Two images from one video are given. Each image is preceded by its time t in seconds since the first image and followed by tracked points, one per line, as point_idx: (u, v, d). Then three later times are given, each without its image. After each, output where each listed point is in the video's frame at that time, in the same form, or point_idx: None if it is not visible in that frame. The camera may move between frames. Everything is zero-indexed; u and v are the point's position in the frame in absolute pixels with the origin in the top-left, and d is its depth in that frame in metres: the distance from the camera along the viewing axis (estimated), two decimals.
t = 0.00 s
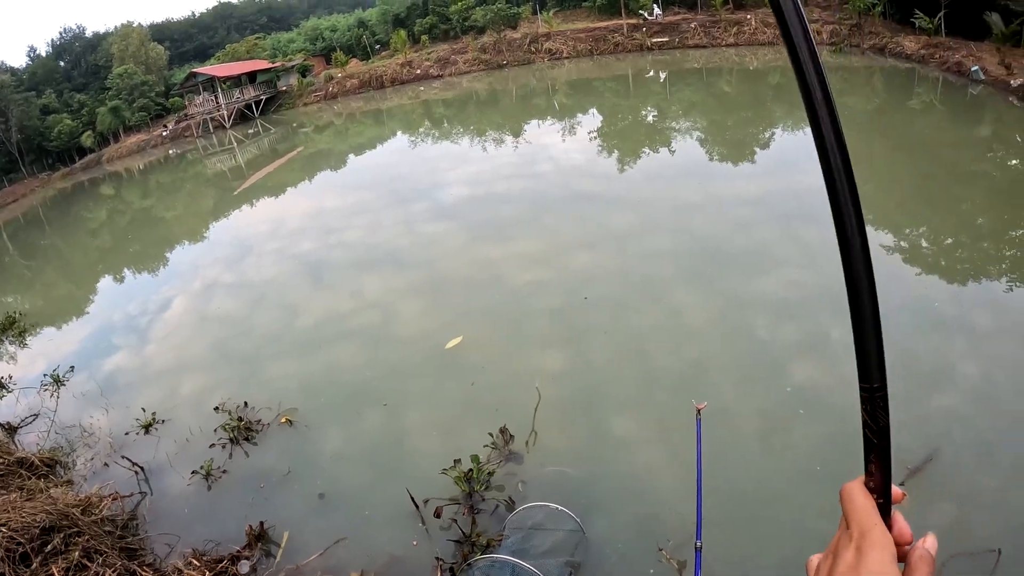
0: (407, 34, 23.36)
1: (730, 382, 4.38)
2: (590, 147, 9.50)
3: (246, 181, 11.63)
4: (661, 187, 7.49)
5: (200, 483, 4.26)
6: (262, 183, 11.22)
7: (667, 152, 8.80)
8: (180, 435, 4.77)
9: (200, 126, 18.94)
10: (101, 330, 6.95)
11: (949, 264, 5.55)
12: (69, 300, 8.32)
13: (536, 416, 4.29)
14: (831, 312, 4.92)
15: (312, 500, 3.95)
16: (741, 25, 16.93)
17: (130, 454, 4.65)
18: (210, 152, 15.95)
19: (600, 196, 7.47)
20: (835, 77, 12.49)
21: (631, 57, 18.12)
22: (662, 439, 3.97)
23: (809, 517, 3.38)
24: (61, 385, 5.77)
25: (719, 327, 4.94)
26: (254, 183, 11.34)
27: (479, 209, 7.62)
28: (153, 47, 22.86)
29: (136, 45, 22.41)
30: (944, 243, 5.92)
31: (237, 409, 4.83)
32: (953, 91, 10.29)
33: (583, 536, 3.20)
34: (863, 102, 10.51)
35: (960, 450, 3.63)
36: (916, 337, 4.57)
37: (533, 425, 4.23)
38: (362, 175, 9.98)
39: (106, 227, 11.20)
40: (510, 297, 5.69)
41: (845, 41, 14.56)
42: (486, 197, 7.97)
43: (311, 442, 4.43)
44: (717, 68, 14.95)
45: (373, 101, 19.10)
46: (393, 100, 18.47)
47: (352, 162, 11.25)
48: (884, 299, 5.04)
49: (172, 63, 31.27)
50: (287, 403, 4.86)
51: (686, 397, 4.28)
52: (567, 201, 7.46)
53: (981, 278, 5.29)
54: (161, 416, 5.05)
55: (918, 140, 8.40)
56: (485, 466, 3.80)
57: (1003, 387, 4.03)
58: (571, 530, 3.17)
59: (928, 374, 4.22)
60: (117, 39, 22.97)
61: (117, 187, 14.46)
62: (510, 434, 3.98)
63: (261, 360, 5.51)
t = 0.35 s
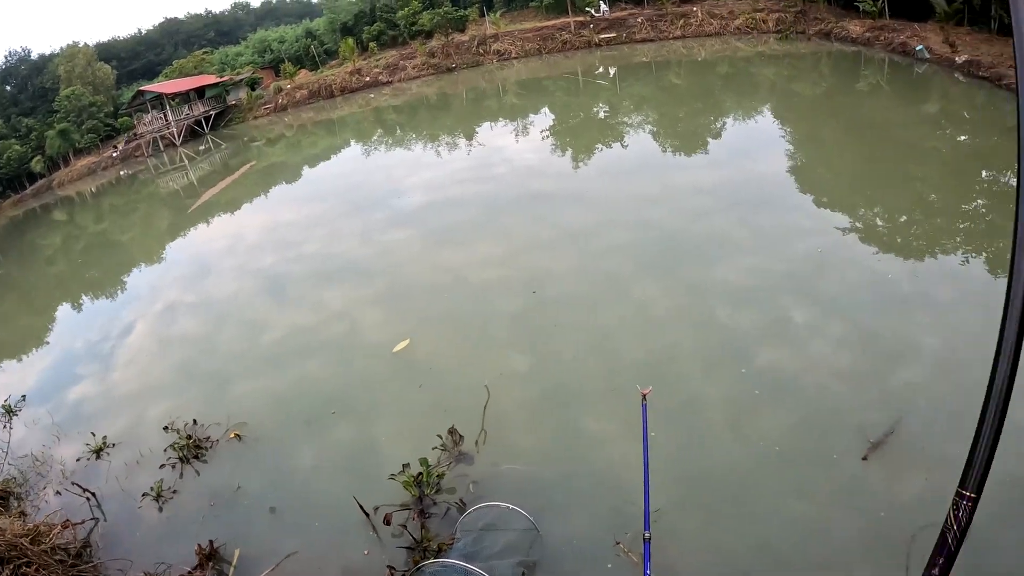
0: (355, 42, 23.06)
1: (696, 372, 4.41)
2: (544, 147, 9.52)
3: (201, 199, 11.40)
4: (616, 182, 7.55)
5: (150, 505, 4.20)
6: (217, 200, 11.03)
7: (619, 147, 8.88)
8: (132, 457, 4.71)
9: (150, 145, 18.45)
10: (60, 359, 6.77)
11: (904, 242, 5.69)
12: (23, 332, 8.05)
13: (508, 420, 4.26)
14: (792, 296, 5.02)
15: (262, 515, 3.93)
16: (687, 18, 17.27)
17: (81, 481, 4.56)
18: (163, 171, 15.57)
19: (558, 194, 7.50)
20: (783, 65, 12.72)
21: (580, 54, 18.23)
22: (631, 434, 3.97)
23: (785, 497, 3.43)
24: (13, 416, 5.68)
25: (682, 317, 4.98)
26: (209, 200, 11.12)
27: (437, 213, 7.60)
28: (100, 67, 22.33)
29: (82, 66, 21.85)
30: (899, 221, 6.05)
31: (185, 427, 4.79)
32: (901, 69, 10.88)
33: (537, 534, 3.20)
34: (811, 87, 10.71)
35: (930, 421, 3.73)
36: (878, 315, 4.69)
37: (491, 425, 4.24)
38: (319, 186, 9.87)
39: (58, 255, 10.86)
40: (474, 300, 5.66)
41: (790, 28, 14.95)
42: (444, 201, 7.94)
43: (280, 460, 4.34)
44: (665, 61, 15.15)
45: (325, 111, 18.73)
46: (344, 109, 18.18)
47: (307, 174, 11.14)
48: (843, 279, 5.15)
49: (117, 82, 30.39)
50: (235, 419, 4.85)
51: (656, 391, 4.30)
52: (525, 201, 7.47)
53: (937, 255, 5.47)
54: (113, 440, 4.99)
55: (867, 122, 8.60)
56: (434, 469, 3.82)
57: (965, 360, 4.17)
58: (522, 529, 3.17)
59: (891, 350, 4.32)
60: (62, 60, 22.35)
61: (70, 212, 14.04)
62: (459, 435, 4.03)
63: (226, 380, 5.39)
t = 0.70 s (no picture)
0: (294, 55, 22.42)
1: (657, 362, 4.49)
2: (490, 150, 9.53)
3: (149, 223, 11.11)
4: (563, 181, 7.63)
5: (103, 534, 4.14)
6: (166, 224, 10.79)
7: (564, 146, 8.99)
8: (83, 487, 4.64)
9: (92, 170, 16.91)
10: (15, 396, 6.54)
11: (851, 221, 5.87)
12: None
13: (477, 423, 4.27)
14: (747, 281, 5.15)
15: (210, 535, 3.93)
16: (624, 15, 17.79)
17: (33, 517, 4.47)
18: (106, 196, 15.03)
19: (508, 196, 7.54)
20: (722, 55, 13.02)
21: (521, 55, 18.37)
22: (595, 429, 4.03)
23: (755, 477, 3.52)
24: None
25: (638, 309, 5.07)
26: (156, 224, 10.84)
27: (389, 223, 7.59)
28: (41, 94, 21.90)
29: (18, 93, 21.10)
30: (844, 201, 6.23)
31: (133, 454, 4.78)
32: (838, 53, 11.39)
33: (480, 534, 3.24)
34: (749, 77, 10.94)
35: (890, 393, 3.92)
36: (831, 294, 4.86)
37: (458, 431, 4.24)
38: (268, 203, 9.73)
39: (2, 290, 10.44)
40: (432, 308, 5.65)
41: (727, 20, 15.73)
42: (394, 210, 7.93)
43: (248, 481, 4.27)
44: (605, 58, 15.39)
45: (267, 127, 17.71)
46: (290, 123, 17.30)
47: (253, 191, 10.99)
48: (795, 262, 5.31)
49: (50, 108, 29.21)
50: (183, 440, 4.85)
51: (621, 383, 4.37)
52: (475, 205, 7.49)
53: (884, 232, 5.66)
54: (63, 473, 4.90)
55: (805, 107, 8.84)
56: (377, 478, 3.87)
57: (919, 332, 4.37)
58: (465, 530, 3.21)
59: (847, 327, 4.49)
60: None
61: (15, 244, 13.51)
62: (400, 442, 4.08)
63: (187, 406, 5.27)
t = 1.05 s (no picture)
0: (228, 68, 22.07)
1: (610, 355, 4.59)
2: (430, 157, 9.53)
3: (89, 249, 10.77)
4: (506, 184, 7.71)
5: (50, 565, 4.04)
6: (107, 249, 10.50)
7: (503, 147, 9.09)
8: (26, 520, 4.53)
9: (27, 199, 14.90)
10: None
11: (791, 206, 6.07)
12: None
13: (439, 429, 4.31)
14: (692, 270, 5.29)
15: (156, 557, 3.91)
16: (556, 14, 18.28)
17: None
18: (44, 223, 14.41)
19: (453, 201, 7.58)
20: (656, 49, 13.29)
21: (455, 58, 18.51)
22: (553, 424, 4.10)
23: (714, 461, 3.64)
24: None
25: (587, 305, 5.17)
26: (96, 251, 10.52)
27: (333, 234, 7.57)
28: None
29: None
30: (783, 186, 6.43)
31: (75, 481, 4.69)
32: (770, 41, 11.81)
33: (420, 533, 3.38)
34: (683, 69, 11.19)
35: (842, 368, 4.10)
36: (776, 278, 5.04)
37: (421, 439, 4.27)
38: (211, 221, 9.56)
39: None
40: (385, 317, 5.66)
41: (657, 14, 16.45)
42: (339, 221, 7.91)
43: (210, 504, 4.21)
44: (540, 58, 15.61)
45: (204, 143, 17.29)
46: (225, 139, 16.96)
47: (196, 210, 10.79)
48: (741, 249, 5.48)
49: None
50: (127, 465, 4.81)
51: (577, 378, 4.46)
52: (421, 212, 7.52)
53: (823, 213, 5.87)
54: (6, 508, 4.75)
55: (738, 97, 9.09)
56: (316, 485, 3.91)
57: (864, 308, 4.57)
58: (406, 530, 3.35)
59: (796, 309, 4.67)
60: None
61: None
62: (337, 447, 4.16)
63: (141, 433, 5.14)
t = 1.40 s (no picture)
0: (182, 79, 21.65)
1: (575, 355, 4.67)
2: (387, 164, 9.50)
3: (42, 268, 10.47)
4: (465, 189, 7.76)
5: None
6: (61, 268, 10.23)
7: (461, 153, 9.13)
8: None
9: None
10: None
11: (748, 202, 6.23)
12: None
13: (410, 435, 4.34)
14: (653, 268, 5.41)
15: None
16: (512, 19, 18.56)
17: None
18: None
19: (414, 207, 7.60)
20: (610, 51, 13.48)
21: (410, 63, 18.60)
22: (523, 426, 4.16)
23: (684, 455, 3.75)
24: None
25: (551, 305, 5.25)
26: (50, 270, 10.25)
27: (293, 245, 7.52)
28: None
29: None
30: (739, 183, 6.59)
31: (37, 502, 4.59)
32: (723, 39, 12.10)
33: (382, 539, 3.47)
34: (637, 70, 11.38)
35: (806, 358, 4.25)
36: (736, 273, 5.19)
37: (391, 446, 4.28)
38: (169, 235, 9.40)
39: None
40: (350, 325, 5.65)
41: (611, 16, 17.04)
42: (299, 232, 7.86)
43: (180, 521, 4.17)
44: (496, 62, 15.73)
45: (159, 155, 16.95)
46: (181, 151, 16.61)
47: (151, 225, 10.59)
48: (701, 245, 5.62)
49: None
50: (88, 484, 4.72)
51: (545, 378, 4.52)
52: (382, 219, 7.52)
53: (780, 208, 6.04)
54: None
55: (693, 97, 9.29)
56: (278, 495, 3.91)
57: (824, 299, 4.74)
58: (367, 537, 3.45)
59: (758, 302, 4.82)
60: None
61: None
62: (298, 457, 4.16)
63: (104, 452, 5.05)
